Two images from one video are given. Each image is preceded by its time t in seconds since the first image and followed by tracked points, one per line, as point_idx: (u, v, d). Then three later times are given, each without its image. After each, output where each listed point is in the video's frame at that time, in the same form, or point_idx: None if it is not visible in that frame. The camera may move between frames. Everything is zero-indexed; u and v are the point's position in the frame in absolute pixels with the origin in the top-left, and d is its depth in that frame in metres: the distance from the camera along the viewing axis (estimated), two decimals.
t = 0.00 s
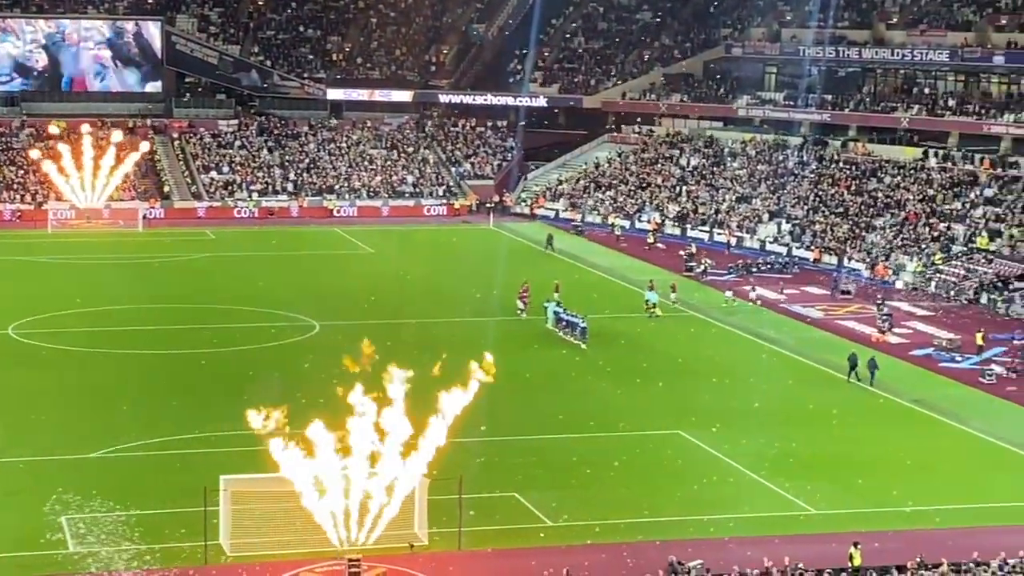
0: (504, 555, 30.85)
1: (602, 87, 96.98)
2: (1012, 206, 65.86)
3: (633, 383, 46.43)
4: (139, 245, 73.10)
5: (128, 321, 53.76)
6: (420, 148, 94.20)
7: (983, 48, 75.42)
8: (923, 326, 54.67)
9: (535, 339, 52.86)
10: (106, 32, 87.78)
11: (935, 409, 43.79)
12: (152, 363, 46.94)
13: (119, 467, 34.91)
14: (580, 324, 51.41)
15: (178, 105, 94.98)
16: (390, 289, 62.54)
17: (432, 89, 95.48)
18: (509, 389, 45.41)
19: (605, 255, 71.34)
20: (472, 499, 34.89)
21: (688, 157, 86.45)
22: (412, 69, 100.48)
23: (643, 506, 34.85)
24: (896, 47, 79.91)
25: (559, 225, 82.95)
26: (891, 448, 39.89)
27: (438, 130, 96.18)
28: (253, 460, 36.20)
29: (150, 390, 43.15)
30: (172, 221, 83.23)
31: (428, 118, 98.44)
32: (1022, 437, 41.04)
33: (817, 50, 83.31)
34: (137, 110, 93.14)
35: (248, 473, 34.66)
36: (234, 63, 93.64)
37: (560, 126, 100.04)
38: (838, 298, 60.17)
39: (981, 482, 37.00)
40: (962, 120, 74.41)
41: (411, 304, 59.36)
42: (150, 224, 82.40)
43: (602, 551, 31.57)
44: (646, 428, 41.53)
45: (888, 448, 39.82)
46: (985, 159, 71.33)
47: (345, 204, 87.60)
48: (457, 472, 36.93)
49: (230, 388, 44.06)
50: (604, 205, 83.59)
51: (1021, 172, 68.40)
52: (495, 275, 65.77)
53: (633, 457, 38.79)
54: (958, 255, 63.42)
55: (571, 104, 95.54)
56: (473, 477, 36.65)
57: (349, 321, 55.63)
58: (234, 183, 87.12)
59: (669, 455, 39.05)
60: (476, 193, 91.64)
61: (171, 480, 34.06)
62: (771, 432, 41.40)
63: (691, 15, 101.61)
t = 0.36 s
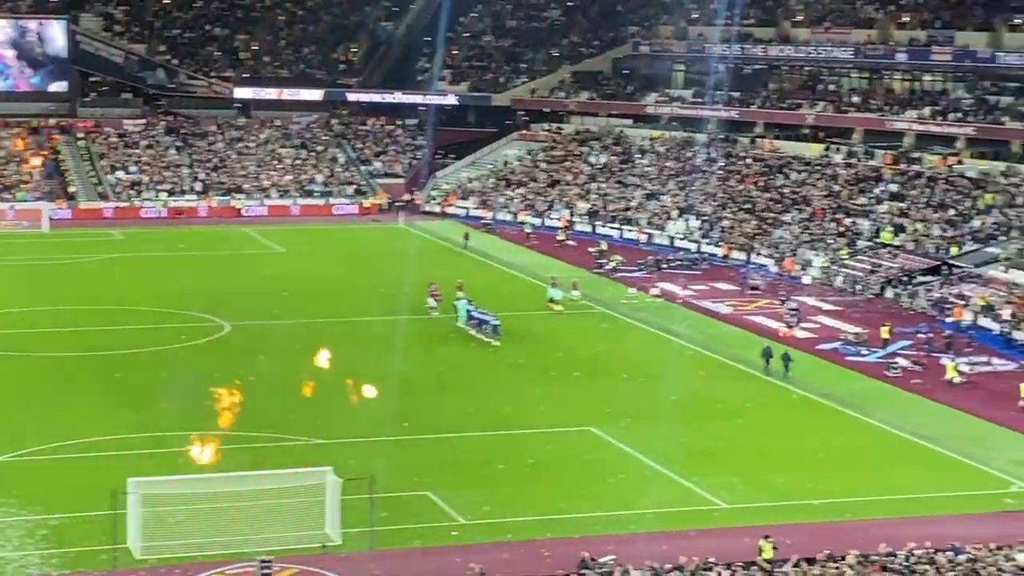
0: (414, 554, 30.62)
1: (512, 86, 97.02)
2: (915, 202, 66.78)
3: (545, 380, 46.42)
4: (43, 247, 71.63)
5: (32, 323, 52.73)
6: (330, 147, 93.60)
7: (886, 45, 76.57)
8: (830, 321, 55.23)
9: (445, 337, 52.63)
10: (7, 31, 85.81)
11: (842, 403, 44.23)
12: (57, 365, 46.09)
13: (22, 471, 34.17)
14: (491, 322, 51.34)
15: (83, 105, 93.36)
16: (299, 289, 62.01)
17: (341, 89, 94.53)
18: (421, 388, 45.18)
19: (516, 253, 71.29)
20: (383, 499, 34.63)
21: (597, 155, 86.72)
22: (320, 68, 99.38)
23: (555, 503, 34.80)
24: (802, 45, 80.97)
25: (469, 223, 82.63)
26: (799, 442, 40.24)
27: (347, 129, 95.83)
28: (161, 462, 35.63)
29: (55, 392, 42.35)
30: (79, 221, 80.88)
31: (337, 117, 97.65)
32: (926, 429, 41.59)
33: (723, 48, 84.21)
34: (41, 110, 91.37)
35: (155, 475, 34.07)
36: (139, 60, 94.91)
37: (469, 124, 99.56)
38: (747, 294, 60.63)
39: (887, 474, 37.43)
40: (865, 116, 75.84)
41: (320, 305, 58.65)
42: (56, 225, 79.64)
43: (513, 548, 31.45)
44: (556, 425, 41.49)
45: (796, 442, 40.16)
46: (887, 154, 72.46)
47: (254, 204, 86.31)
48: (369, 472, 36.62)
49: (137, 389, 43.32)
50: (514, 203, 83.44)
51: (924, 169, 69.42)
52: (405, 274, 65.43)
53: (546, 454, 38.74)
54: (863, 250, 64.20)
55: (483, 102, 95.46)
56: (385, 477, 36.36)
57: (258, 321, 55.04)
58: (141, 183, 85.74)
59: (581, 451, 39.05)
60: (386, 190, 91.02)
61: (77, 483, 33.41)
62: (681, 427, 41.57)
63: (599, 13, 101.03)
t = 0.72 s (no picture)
0: (327, 555, 30.26)
1: (423, 83, 96.19)
2: (824, 197, 67.17)
3: (459, 378, 46.18)
4: None
5: None
6: (239, 146, 92.32)
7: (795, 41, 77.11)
8: (742, 317, 55.50)
9: (358, 337, 52.14)
10: None
11: (755, 398, 44.42)
12: None
13: None
14: (406, 320, 50.80)
15: None
16: (209, 289, 61.28)
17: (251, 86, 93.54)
18: (334, 387, 44.76)
19: (427, 251, 70.91)
20: (297, 499, 34.23)
21: (509, 152, 86.53)
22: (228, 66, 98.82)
23: (470, 501, 34.61)
24: (711, 42, 81.57)
25: (381, 222, 81.80)
26: (711, 436, 40.36)
27: (256, 128, 94.96)
28: (69, 465, 34.94)
29: None
30: None
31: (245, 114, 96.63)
32: (836, 422, 41.91)
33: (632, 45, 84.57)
34: None
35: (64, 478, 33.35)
36: (42, 59, 93.57)
37: (380, 122, 98.98)
38: (660, 291, 60.80)
39: (799, 468, 37.66)
40: (772, 112, 76.27)
41: (229, 304, 57.83)
42: None
43: (426, 546, 31.21)
44: (469, 423, 41.25)
45: (708, 438, 40.27)
46: (795, 150, 73.11)
47: (162, 203, 85.02)
48: (283, 472, 36.20)
49: (42, 392, 42.47)
50: (427, 202, 82.89)
51: (832, 164, 69.92)
52: (316, 272, 64.83)
53: (461, 452, 38.52)
54: (773, 246, 64.67)
55: (395, 100, 94.89)
56: (298, 477, 35.94)
57: (168, 321, 54.30)
58: (48, 183, 84.09)
59: (495, 449, 38.88)
60: (297, 189, 90.07)
61: None
62: (593, 423, 41.53)
63: (509, 10, 100.23)
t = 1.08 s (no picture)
0: (268, 560, 30.08)
1: (365, 83, 95.76)
2: (765, 197, 67.23)
3: (401, 379, 45.95)
4: None
5: None
6: (181, 147, 90.82)
7: (735, 42, 78.20)
8: (684, 317, 55.61)
9: (300, 338, 51.73)
10: None
11: (697, 398, 44.42)
12: None
13: None
14: (349, 322, 50.49)
15: None
16: (147, 290, 60.78)
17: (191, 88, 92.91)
18: (272, 388, 44.42)
19: (370, 252, 70.60)
20: (237, 501, 33.97)
21: (452, 153, 86.05)
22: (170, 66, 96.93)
23: (411, 501, 34.48)
24: (652, 43, 81.75)
25: (323, 222, 83.10)
26: (653, 436, 40.38)
27: (198, 129, 92.86)
28: (5, 471, 34.51)
29: None
30: None
31: (189, 117, 94.80)
32: (778, 422, 42.04)
33: (574, 46, 84.57)
34: None
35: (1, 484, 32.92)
36: None
37: (323, 123, 98.60)
38: (602, 291, 60.86)
39: (742, 466, 37.75)
40: (714, 112, 77.62)
41: (171, 305, 57.32)
42: None
43: (369, 548, 31.07)
44: (411, 423, 41.05)
45: (651, 437, 40.29)
46: (736, 151, 73.48)
47: (103, 205, 84.86)
48: (223, 474, 35.91)
49: None
50: (369, 202, 83.14)
51: (773, 165, 70.16)
52: (257, 273, 64.48)
53: (404, 452, 38.33)
54: (715, 246, 64.93)
55: (337, 101, 94.70)
56: (239, 479, 35.64)
57: (107, 322, 53.83)
58: None
59: (438, 449, 38.71)
60: (239, 191, 89.50)
61: None
62: (535, 423, 41.43)
63: (451, 10, 99.86)
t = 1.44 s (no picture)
0: (236, 560, 29.99)
1: (334, 84, 95.65)
2: (734, 198, 67.24)
3: (371, 379, 45.85)
4: None
5: None
6: (149, 148, 89.93)
7: (703, 44, 78.41)
8: (653, 317, 55.68)
9: (268, 339, 51.60)
10: None
11: (666, 398, 44.48)
12: None
13: None
14: (321, 323, 50.27)
15: None
16: (114, 290, 60.48)
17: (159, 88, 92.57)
18: (241, 389, 44.25)
19: (339, 253, 70.54)
20: (206, 502, 33.86)
21: (421, 153, 85.85)
22: (138, 67, 96.28)
23: (381, 501, 34.41)
24: (622, 43, 81.88)
25: (292, 223, 82.82)
26: (624, 437, 40.36)
27: (166, 130, 92.06)
28: None
29: None
30: None
31: (157, 118, 94.04)
32: (747, 422, 42.12)
33: (544, 47, 84.65)
34: None
35: None
36: None
37: (292, 124, 98.18)
38: (571, 292, 60.86)
39: (712, 466, 37.85)
40: (683, 114, 77.77)
41: (139, 306, 57.06)
42: None
43: (338, 548, 30.98)
44: (381, 424, 40.91)
45: (621, 437, 40.28)
46: (705, 152, 73.75)
47: (71, 206, 84.35)
48: (192, 475, 35.82)
49: None
50: (338, 202, 82.95)
51: (742, 166, 70.28)
52: (225, 274, 64.25)
53: (374, 453, 38.23)
54: (683, 247, 65.09)
55: (305, 102, 94.60)
56: (208, 480, 35.53)
57: (74, 322, 53.59)
58: None
59: (410, 450, 38.62)
60: (208, 191, 88.92)
61: None
62: (504, 425, 41.31)
63: (421, 11, 99.70)
